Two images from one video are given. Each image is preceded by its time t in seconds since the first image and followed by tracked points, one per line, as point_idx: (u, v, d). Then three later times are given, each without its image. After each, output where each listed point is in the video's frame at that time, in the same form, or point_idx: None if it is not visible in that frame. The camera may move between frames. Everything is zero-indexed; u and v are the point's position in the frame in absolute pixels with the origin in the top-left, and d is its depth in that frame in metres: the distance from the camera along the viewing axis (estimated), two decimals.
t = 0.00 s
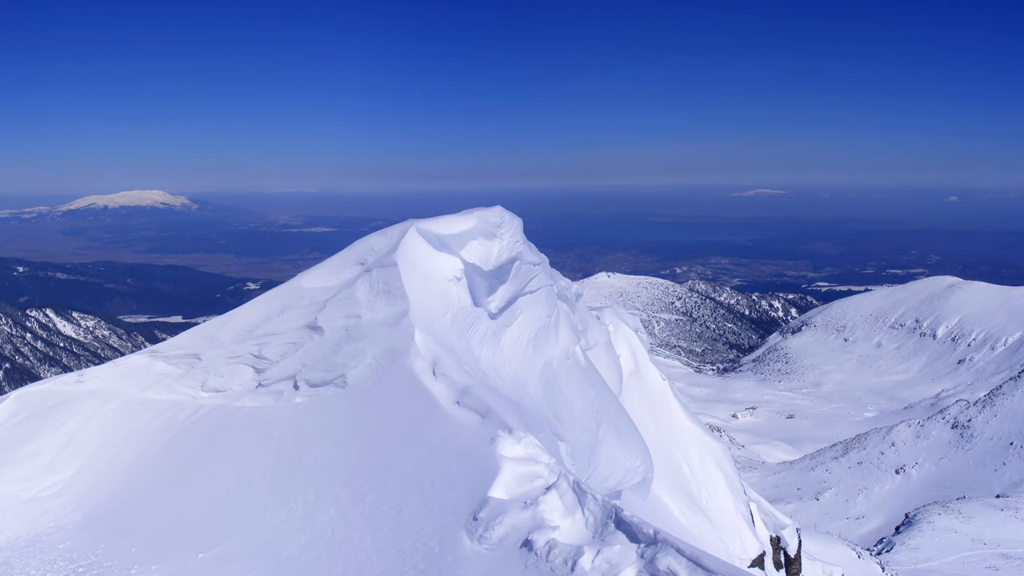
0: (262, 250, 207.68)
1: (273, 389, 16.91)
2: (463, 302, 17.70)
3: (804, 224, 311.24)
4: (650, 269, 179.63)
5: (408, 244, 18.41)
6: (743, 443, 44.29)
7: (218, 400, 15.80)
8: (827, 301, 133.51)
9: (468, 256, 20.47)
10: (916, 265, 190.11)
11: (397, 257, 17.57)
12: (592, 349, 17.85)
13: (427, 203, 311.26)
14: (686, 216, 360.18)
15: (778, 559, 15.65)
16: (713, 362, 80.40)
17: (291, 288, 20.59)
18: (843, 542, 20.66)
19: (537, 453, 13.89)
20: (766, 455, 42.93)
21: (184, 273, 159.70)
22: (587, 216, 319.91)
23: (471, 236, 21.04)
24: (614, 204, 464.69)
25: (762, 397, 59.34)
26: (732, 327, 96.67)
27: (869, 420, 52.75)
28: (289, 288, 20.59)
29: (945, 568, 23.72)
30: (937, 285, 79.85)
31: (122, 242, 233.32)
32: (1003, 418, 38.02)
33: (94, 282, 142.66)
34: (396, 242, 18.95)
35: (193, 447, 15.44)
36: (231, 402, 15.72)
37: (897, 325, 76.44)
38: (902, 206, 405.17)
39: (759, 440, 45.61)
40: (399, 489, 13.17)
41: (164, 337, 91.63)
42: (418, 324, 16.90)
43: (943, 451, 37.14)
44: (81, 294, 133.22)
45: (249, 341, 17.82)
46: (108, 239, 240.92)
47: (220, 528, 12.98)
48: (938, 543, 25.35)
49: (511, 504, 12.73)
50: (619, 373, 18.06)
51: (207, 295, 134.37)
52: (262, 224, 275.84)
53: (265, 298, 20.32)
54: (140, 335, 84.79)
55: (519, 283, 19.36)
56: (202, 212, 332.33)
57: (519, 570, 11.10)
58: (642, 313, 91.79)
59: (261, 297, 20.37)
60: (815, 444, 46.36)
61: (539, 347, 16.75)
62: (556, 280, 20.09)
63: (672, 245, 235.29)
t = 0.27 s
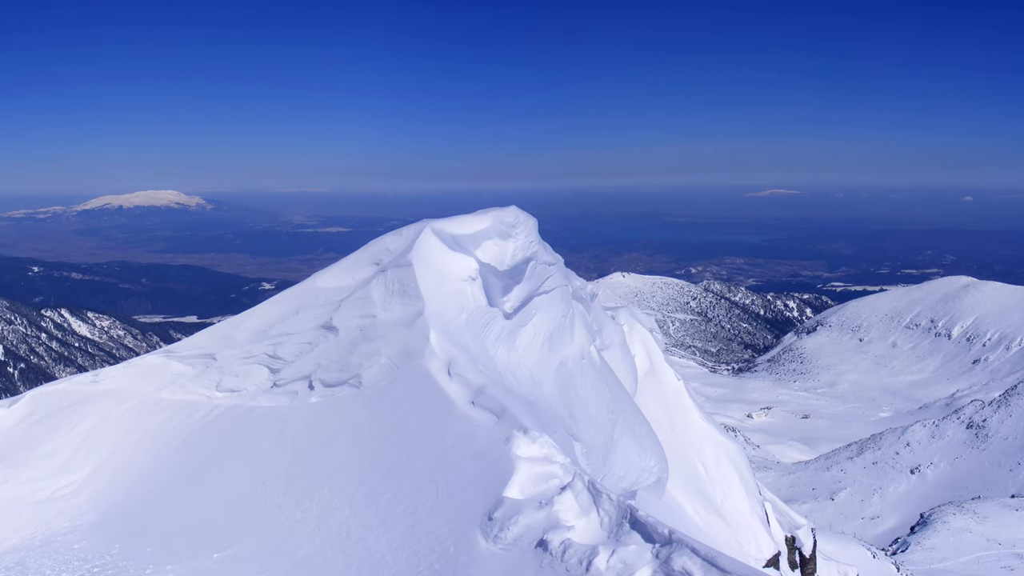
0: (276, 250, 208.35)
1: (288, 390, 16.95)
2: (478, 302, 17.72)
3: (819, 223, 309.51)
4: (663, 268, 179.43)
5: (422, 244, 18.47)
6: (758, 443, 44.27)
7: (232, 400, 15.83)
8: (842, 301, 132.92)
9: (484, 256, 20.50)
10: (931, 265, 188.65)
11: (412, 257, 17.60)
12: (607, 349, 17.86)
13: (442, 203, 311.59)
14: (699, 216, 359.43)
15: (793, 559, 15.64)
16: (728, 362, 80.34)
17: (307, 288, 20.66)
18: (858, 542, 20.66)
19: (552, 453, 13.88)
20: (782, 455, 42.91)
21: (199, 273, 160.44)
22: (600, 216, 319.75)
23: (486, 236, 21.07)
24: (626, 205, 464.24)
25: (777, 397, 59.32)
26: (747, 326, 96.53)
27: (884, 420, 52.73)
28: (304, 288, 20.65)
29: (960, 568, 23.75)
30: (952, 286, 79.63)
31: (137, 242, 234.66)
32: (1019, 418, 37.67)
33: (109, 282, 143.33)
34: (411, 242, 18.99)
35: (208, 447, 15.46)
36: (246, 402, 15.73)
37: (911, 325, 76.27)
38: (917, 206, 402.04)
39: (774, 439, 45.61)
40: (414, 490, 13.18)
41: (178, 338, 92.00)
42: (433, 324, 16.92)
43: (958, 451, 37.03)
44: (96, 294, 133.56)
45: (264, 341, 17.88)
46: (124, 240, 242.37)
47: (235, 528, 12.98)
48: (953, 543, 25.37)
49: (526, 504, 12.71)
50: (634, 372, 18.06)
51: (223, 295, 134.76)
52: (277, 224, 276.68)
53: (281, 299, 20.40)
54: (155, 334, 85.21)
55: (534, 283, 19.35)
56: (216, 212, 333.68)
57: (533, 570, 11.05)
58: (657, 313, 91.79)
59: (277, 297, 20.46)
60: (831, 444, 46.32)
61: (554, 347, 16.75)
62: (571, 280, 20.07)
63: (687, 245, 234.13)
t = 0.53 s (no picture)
0: (292, 249, 208.75)
1: (304, 390, 16.99)
2: (494, 302, 17.71)
3: (835, 222, 307.36)
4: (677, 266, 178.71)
5: (438, 244, 18.49)
6: (774, 443, 44.25)
7: (248, 400, 15.86)
8: (858, 301, 132.11)
9: (500, 256, 20.51)
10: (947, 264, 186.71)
11: (428, 257, 17.62)
12: (623, 349, 17.83)
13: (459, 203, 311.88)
14: (715, 214, 357.94)
15: (810, 560, 15.64)
16: (744, 362, 80.34)
17: (323, 288, 20.70)
18: (873, 542, 20.65)
19: (568, 453, 13.87)
20: (798, 455, 42.83)
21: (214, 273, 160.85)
22: (612, 215, 318.57)
23: (502, 236, 21.05)
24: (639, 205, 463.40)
25: (794, 397, 59.21)
26: (763, 326, 96.36)
27: (900, 420, 52.66)
28: (321, 288, 20.69)
29: (976, 568, 23.76)
30: (969, 285, 79.00)
31: (153, 242, 235.63)
32: None
33: (125, 281, 143.71)
34: (427, 242, 19.00)
35: (224, 447, 15.48)
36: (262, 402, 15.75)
37: (927, 325, 75.87)
38: (933, 206, 397.56)
39: (790, 439, 45.57)
40: (430, 489, 13.18)
41: (194, 338, 92.31)
42: (449, 324, 16.94)
43: (975, 451, 36.52)
44: (111, 294, 133.95)
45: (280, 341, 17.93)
46: (140, 240, 243.39)
47: (251, 528, 12.98)
48: (969, 543, 25.37)
49: (542, 504, 12.69)
50: (650, 372, 18.05)
51: (239, 295, 134.86)
52: (292, 224, 277.04)
53: (297, 299, 20.45)
54: (172, 334, 85.55)
55: (550, 283, 19.32)
56: (231, 212, 334.67)
57: (549, 570, 11.02)
58: (672, 312, 91.80)
59: (293, 297, 20.51)
60: (847, 444, 46.26)
61: (570, 347, 16.74)
62: (587, 280, 20.03)
63: (703, 244, 232.62)
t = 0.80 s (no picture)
0: (309, 250, 209.05)
1: (321, 389, 17.02)
2: (511, 302, 17.72)
3: (851, 221, 304.92)
4: (694, 265, 178.17)
5: (455, 244, 18.53)
6: (791, 443, 44.18)
7: (265, 399, 15.88)
8: (874, 300, 131.15)
9: (517, 255, 20.53)
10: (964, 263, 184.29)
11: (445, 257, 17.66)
12: (640, 349, 17.82)
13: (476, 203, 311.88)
14: (731, 213, 356.38)
15: (827, 560, 15.63)
16: (760, 362, 80.31)
17: (340, 289, 20.76)
18: (889, 542, 20.65)
19: (585, 453, 13.84)
20: (815, 455, 42.76)
21: (232, 273, 160.98)
22: (626, 214, 317.98)
23: (519, 235, 21.07)
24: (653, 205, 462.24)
25: (810, 397, 59.04)
26: (780, 326, 96.14)
27: (916, 420, 52.54)
28: (337, 288, 20.76)
29: (994, 568, 23.73)
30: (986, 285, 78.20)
31: (170, 242, 236.27)
32: None
33: (142, 281, 143.95)
34: (444, 242, 19.04)
35: (241, 447, 15.50)
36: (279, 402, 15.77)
37: (944, 325, 75.29)
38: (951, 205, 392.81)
39: (807, 440, 45.48)
40: (447, 489, 13.18)
41: (211, 338, 92.44)
42: (465, 324, 16.96)
43: (992, 451, 35.96)
44: (128, 294, 134.10)
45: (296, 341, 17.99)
46: (157, 240, 243.99)
47: (267, 528, 12.98)
48: (986, 543, 25.34)
49: (559, 504, 12.65)
50: (667, 373, 18.05)
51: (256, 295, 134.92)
52: (310, 224, 277.16)
53: (314, 299, 20.52)
54: (188, 334, 85.71)
55: (567, 283, 19.29)
56: (248, 212, 335.32)
57: (566, 570, 10.98)
58: (689, 312, 91.78)
59: (310, 297, 20.57)
60: (864, 444, 46.15)
61: (587, 347, 16.72)
62: (603, 280, 19.98)
63: (718, 242, 231.85)
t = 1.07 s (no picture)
0: (328, 250, 209.29)
1: (338, 389, 17.08)
2: (529, 301, 17.73)
3: (871, 221, 301.65)
4: (710, 264, 177.50)
5: (472, 245, 18.61)
6: (808, 443, 44.02)
7: (283, 399, 15.91)
8: (892, 300, 129.86)
9: (534, 255, 20.55)
10: (982, 263, 181.24)
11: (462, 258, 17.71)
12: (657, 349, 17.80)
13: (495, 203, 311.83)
14: (749, 212, 354.16)
15: (844, 559, 15.69)
16: (778, 362, 80.13)
17: (357, 289, 20.85)
18: (906, 541, 20.64)
19: (602, 453, 13.82)
20: (832, 455, 42.58)
21: (249, 273, 161.15)
22: (643, 214, 317.28)
23: (536, 236, 21.08)
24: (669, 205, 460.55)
25: (828, 397, 58.81)
26: (797, 326, 95.75)
27: (934, 420, 52.26)
28: (355, 288, 20.85)
29: (1011, 568, 23.67)
30: (1004, 285, 76.95)
31: (188, 242, 236.95)
32: None
33: (159, 281, 144.27)
34: (461, 242, 19.12)
35: (258, 447, 15.52)
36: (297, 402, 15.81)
37: (962, 325, 74.27)
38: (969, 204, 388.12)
39: (824, 440, 45.28)
40: (464, 489, 13.17)
41: (228, 338, 92.51)
42: (483, 324, 16.99)
43: (1011, 451, 35.16)
44: (146, 294, 134.29)
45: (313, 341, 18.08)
46: (176, 240, 244.63)
47: (285, 528, 12.98)
48: (1003, 543, 25.27)
49: (576, 504, 12.62)
50: (684, 372, 18.05)
51: (274, 295, 134.93)
52: (328, 224, 277.46)
53: (331, 299, 20.61)
54: (206, 335, 86.04)
55: (584, 283, 19.24)
56: (266, 212, 335.84)
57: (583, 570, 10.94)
58: (706, 312, 91.68)
59: (327, 298, 20.66)
60: (881, 444, 45.92)
61: (604, 347, 16.71)
62: (621, 279, 19.94)
63: (733, 241, 231.17)
